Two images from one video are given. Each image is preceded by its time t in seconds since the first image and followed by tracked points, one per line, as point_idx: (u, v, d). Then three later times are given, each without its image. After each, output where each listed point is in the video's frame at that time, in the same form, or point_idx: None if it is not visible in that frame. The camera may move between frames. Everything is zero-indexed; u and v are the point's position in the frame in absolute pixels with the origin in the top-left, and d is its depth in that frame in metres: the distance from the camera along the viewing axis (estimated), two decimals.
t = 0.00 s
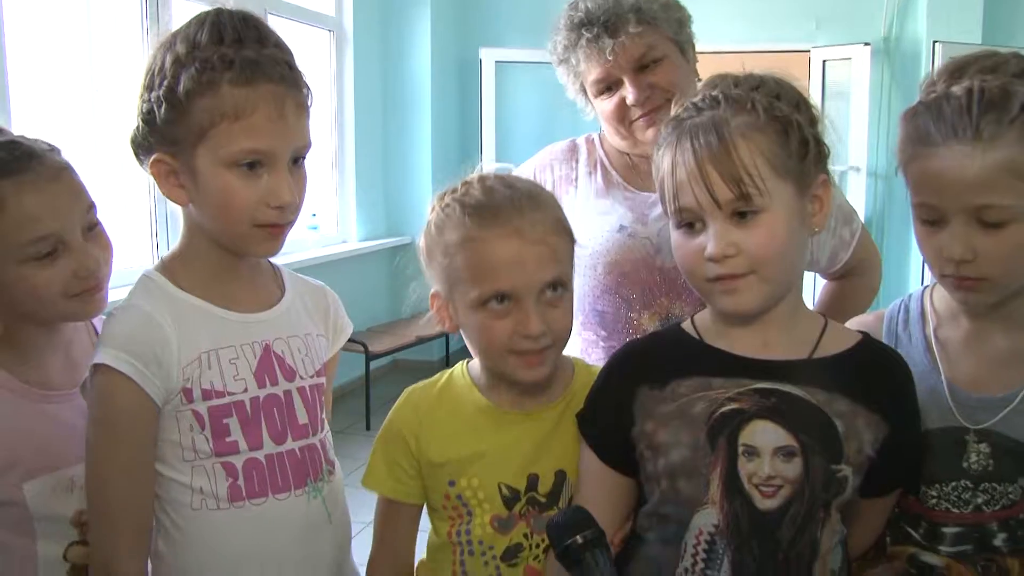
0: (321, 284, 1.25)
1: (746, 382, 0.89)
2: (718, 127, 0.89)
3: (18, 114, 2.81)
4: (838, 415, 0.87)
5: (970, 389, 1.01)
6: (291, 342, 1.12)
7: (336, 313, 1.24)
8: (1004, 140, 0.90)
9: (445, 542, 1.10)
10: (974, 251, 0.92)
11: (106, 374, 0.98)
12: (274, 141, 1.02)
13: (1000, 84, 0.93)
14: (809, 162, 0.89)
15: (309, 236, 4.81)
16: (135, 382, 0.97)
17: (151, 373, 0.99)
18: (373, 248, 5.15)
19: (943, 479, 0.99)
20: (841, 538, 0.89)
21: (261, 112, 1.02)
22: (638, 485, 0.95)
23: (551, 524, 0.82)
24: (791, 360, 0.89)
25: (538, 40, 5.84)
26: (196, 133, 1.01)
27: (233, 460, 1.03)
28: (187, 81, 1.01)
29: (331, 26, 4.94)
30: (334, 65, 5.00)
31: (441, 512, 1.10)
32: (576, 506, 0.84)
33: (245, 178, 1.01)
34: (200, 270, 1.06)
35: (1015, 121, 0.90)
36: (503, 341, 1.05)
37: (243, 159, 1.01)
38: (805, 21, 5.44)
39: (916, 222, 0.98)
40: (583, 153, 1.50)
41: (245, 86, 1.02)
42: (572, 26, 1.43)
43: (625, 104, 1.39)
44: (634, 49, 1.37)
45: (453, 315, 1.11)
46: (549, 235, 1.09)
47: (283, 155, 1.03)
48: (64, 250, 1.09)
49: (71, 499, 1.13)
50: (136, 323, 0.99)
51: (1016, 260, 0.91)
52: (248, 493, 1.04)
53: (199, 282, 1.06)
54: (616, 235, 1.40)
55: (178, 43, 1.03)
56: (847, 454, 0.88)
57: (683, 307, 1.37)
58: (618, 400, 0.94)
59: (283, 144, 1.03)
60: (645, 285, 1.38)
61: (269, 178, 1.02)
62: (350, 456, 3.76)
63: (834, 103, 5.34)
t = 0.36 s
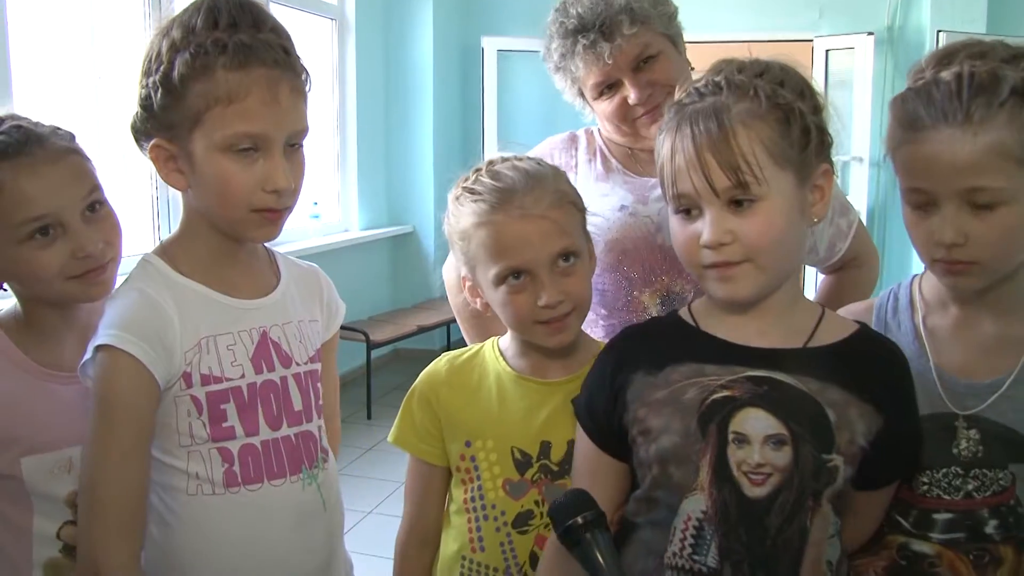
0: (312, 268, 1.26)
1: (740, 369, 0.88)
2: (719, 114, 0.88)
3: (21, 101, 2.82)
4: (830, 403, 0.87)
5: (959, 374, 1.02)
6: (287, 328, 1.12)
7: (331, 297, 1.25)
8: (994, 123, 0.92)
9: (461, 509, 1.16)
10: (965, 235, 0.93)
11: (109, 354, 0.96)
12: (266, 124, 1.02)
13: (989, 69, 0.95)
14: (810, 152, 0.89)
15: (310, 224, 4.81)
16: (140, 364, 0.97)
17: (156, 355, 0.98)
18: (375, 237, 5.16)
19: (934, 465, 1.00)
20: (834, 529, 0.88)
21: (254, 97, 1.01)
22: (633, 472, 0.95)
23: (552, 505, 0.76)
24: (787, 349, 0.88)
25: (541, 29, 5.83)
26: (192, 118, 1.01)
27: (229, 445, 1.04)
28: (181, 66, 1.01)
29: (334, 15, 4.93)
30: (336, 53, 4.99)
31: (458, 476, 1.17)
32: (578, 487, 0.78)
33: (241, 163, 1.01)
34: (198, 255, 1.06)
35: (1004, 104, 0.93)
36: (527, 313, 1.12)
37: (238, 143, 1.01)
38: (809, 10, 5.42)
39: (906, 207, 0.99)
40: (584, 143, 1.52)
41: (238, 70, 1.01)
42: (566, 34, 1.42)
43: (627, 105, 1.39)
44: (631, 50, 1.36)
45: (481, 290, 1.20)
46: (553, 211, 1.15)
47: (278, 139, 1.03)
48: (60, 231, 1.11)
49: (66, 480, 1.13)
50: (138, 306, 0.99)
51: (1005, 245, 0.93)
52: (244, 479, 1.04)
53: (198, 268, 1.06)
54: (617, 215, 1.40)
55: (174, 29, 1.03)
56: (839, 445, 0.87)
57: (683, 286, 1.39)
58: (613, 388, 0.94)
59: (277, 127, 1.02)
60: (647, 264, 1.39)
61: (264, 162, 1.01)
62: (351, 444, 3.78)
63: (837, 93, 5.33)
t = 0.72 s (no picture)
0: (307, 267, 1.26)
1: (694, 360, 0.89)
2: (688, 117, 0.88)
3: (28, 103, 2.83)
4: (782, 393, 0.86)
5: (949, 369, 1.03)
6: (291, 328, 1.13)
7: (325, 294, 1.26)
8: (994, 105, 0.94)
9: (465, 504, 1.17)
10: (963, 215, 0.94)
11: (119, 348, 0.96)
12: (274, 114, 1.02)
13: (983, 56, 0.98)
14: (774, 159, 0.88)
15: (315, 224, 4.83)
16: (151, 358, 0.97)
17: (165, 349, 0.99)
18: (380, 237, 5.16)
19: (928, 462, 1.00)
20: (794, 518, 0.87)
21: (258, 88, 1.02)
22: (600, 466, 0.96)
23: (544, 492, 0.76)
24: (743, 344, 0.88)
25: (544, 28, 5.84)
26: (200, 114, 1.01)
27: (232, 443, 1.04)
28: (187, 62, 1.01)
29: (338, 15, 4.94)
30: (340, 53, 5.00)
31: (462, 472, 1.18)
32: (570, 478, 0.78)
33: (250, 154, 1.01)
34: (209, 252, 1.07)
35: (1003, 86, 0.95)
36: (526, 304, 1.13)
37: (245, 134, 1.01)
38: (812, 9, 5.42)
39: (901, 193, 1.00)
40: (582, 141, 1.54)
41: (243, 62, 1.02)
42: (573, 27, 1.43)
43: (630, 100, 1.39)
44: (637, 44, 1.36)
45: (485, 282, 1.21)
46: (554, 204, 1.15)
47: (286, 129, 1.03)
48: (60, 231, 1.12)
49: (54, 479, 1.12)
50: (150, 299, 0.99)
51: (1002, 225, 0.94)
52: (245, 477, 1.05)
53: (210, 264, 1.07)
54: (611, 213, 1.40)
55: (180, 30, 1.04)
56: (792, 432, 0.86)
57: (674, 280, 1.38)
58: (579, 382, 0.96)
59: (283, 117, 1.03)
60: (636, 261, 1.38)
61: (273, 152, 1.02)
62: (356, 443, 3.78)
63: (840, 91, 5.32)
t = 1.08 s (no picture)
0: (314, 270, 1.27)
1: (704, 362, 0.90)
2: (668, 130, 0.88)
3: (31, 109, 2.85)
4: (787, 394, 0.85)
5: (938, 371, 1.04)
6: (297, 331, 1.14)
7: (334, 298, 1.27)
8: (979, 103, 0.95)
9: (462, 505, 1.17)
10: (950, 211, 0.95)
11: (129, 348, 0.97)
12: (281, 117, 1.03)
13: (969, 57, 0.99)
14: (767, 158, 0.87)
15: (318, 228, 4.84)
16: (159, 358, 0.98)
17: (173, 349, 0.99)
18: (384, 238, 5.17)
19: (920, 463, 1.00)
20: (803, 530, 0.85)
21: (265, 92, 1.03)
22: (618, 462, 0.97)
23: (539, 489, 0.76)
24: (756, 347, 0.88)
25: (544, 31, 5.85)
26: (210, 118, 1.02)
27: (237, 444, 1.05)
28: (196, 68, 1.02)
29: (340, 19, 4.96)
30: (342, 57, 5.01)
31: (457, 474, 1.18)
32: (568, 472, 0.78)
33: (259, 156, 1.02)
34: (218, 254, 1.08)
35: (987, 85, 0.96)
36: (512, 304, 1.13)
37: (254, 137, 1.02)
38: (812, 9, 5.43)
39: (885, 190, 1.01)
40: (581, 142, 1.54)
41: (250, 66, 1.03)
42: (571, 26, 1.44)
43: (629, 101, 1.40)
44: (636, 45, 1.37)
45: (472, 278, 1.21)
46: (543, 203, 1.16)
47: (293, 132, 1.04)
48: (62, 233, 1.13)
49: (77, 483, 1.13)
50: (160, 300, 1.00)
51: (989, 222, 0.95)
52: (249, 478, 1.05)
53: (218, 266, 1.07)
54: (604, 216, 1.41)
55: (188, 37, 1.05)
56: (794, 434, 0.85)
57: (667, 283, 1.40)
58: (602, 383, 0.98)
59: (291, 119, 1.04)
60: (627, 264, 1.40)
61: (281, 155, 1.02)
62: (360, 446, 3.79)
63: (841, 91, 5.33)
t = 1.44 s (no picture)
0: (328, 269, 1.27)
1: (733, 369, 0.92)
2: (663, 147, 0.90)
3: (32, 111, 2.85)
4: (809, 409, 0.86)
5: (937, 371, 1.04)
6: (304, 330, 1.13)
7: (348, 298, 1.27)
8: (982, 103, 0.95)
9: (464, 502, 1.17)
10: (953, 213, 0.95)
11: (128, 355, 0.98)
12: (282, 116, 1.03)
13: (971, 59, 0.99)
14: (765, 168, 0.85)
15: (320, 229, 4.84)
16: (156, 363, 0.98)
17: (172, 354, 1.00)
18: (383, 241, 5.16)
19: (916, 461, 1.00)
20: (818, 545, 0.86)
21: (266, 92, 1.02)
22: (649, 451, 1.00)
23: (548, 491, 0.78)
24: (785, 354, 0.89)
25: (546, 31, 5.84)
26: (211, 119, 1.02)
27: (242, 444, 1.05)
28: (196, 69, 1.02)
29: (341, 19, 4.96)
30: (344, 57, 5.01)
31: (460, 475, 1.18)
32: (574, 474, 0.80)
33: (260, 156, 1.02)
34: (221, 255, 1.08)
35: (989, 87, 0.95)
36: (511, 309, 1.14)
37: (255, 137, 1.02)
38: (815, 8, 5.41)
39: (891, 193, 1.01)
40: (584, 142, 1.55)
41: (251, 67, 1.03)
42: (571, 32, 1.44)
43: (631, 104, 1.39)
44: (637, 48, 1.37)
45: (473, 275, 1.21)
46: (549, 206, 1.16)
47: (294, 131, 1.04)
48: (74, 231, 1.13)
49: (88, 483, 1.15)
50: (156, 305, 1.00)
51: (992, 223, 0.95)
52: (254, 478, 1.05)
53: (221, 267, 1.07)
54: (611, 219, 1.42)
55: (188, 38, 1.05)
56: (812, 452, 0.85)
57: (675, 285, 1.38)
58: (641, 382, 1.02)
59: (292, 119, 1.03)
60: (638, 266, 1.40)
61: (282, 155, 1.02)
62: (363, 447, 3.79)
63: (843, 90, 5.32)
